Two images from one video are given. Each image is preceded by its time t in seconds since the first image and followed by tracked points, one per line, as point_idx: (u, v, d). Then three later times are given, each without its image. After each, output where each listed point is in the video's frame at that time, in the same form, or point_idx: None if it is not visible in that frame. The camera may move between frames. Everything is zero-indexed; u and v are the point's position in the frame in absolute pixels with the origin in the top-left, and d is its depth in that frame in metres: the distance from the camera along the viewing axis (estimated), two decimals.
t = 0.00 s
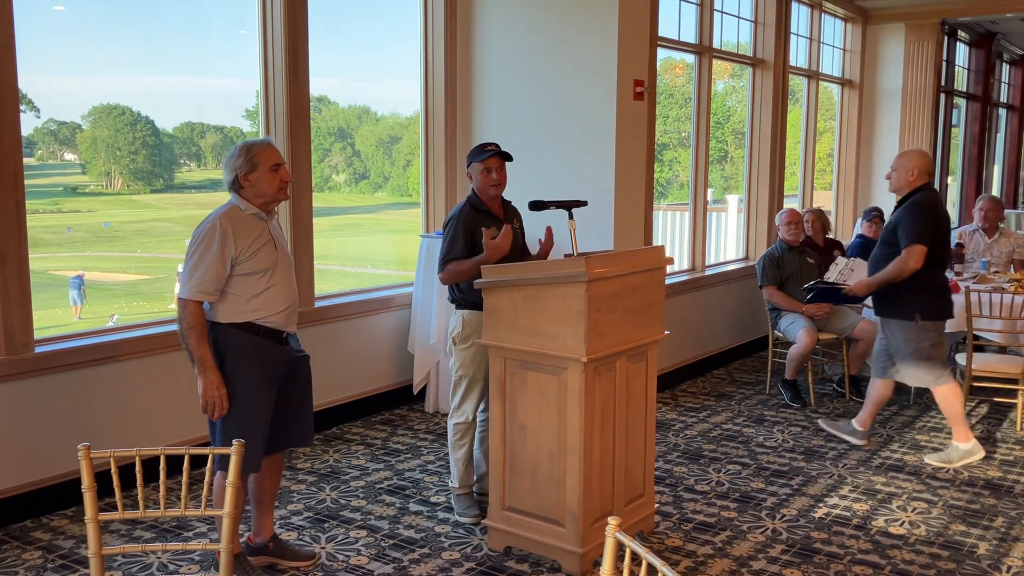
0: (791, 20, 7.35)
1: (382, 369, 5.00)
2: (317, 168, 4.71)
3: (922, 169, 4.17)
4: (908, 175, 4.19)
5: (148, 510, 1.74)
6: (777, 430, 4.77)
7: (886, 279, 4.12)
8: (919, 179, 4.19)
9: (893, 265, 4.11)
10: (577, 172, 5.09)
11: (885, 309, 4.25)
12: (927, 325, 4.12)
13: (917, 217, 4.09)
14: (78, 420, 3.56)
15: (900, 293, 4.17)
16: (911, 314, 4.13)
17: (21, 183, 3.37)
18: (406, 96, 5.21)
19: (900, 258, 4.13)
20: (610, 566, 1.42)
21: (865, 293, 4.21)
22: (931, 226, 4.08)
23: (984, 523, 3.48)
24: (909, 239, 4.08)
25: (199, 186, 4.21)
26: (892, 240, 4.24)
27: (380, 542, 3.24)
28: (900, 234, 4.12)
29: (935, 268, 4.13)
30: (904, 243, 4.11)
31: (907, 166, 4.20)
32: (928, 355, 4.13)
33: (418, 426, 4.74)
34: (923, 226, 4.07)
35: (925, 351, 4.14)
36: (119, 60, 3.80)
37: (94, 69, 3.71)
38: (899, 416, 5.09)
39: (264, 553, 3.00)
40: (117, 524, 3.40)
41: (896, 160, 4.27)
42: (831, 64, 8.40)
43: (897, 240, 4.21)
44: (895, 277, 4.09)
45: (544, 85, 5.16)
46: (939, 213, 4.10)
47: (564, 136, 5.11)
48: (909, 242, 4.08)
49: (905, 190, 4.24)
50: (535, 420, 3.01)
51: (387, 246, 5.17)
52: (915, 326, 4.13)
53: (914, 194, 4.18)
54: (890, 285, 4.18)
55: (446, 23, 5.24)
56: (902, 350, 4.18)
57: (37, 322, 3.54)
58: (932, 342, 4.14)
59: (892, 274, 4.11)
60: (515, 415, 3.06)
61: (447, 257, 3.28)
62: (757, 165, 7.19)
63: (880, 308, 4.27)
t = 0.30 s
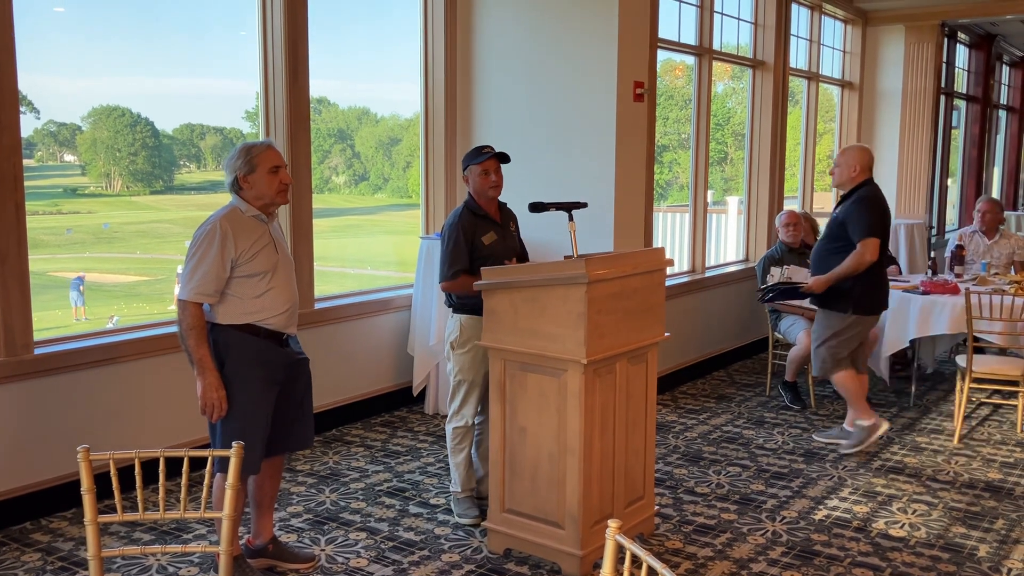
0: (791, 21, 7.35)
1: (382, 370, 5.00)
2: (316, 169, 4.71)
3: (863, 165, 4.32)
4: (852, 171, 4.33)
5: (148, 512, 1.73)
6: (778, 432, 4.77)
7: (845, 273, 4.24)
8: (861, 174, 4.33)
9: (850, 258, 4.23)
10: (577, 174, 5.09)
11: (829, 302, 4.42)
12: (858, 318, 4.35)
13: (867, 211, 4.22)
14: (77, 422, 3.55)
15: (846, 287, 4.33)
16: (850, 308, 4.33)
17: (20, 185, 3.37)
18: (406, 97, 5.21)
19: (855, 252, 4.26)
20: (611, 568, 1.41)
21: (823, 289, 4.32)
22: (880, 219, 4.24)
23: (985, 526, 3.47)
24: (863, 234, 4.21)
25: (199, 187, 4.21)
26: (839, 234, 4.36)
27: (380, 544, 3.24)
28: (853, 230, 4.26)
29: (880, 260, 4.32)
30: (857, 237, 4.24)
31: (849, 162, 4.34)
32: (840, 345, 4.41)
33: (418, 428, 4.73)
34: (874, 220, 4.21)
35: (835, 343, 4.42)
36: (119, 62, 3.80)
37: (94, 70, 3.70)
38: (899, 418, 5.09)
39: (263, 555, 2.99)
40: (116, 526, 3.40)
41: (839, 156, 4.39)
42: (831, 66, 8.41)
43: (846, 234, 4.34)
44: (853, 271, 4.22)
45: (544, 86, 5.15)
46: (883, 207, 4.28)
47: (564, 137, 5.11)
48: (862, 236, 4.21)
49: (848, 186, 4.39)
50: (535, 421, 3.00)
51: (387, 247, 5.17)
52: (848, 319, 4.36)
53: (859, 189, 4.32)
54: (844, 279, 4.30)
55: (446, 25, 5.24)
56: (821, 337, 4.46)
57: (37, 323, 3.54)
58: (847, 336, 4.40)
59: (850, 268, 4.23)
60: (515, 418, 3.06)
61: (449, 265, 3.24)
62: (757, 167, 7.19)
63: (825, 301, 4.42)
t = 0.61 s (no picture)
0: (792, 22, 7.36)
1: (382, 370, 5.00)
2: (317, 170, 4.71)
3: (808, 171, 4.29)
4: (796, 178, 4.31)
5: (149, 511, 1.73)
6: (778, 433, 4.77)
7: (796, 280, 4.25)
8: (806, 180, 4.32)
9: (801, 266, 4.24)
10: (578, 174, 5.09)
11: (775, 309, 4.42)
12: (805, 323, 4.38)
13: (815, 219, 4.23)
14: (78, 421, 3.55)
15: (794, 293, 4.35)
16: (799, 314, 4.36)
17: (21, 185, 3.37)
18: (407, 98, 5.21)
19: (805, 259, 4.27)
20: (610, 568, 1.41)
21: (774, 297, 4.32)
22: (827, 225, 4.25)
23: (985, 526, 3.47)
24: (812, 241, 4.22)
25: (200, 187, 4.21)
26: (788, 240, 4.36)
27: (380, 544, 3.24)
28: (801, 237, 4.26)
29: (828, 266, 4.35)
30: (806, 245, 4.24)
31: (794, 169, 4.31)
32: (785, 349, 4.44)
33: (418, 428, 4.73)
34: (823, 227, 4.22)
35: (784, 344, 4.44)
36: (120, 61, 3.80)
37: (95, 70, 3.71)
38: (900, 418, 5.09)
39: (264, 555, 2.99)
40: (117, 525, 3.40)
41: (783, 162, 4.36)
42: (831, 67, 8.41)
43: (793, 240, 4.35)
44: (804, 278, 4.24)
45: (545, 87, 5.16)
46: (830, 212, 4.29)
47: (565, 137, 5.11)
48: (811, 244, 4.22)
49: (793, 192, 4.37)
50: (535, 422, 3.00)
51: (387, 248, 5.17)
52: (796, 324, 4.38)
53: (805, 196, 4.31)
54: (794, 286, 4.31)
55: (447, 25, 5.24)
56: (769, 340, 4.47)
57: (38, 323, 3.54)
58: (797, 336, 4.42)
59: (802, 275, 4.25)
60: (515, 418, 3.06)
61: (448, 265, 3.25)
62: (757, 168, 7.19)
63: (772, 308, 4.42)
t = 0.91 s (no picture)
0: (794, 22, 7.37)
1: (383, 370, 5.00)
2: (319, 170, 4.72)
3: (752, 167, 4.32)
4: (740, 174, 4.34)
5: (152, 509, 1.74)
6: (779, 432, 4.77)
7: (738, 275, 4.24)
8: (750, 176, 4.34)
9: (743, 261, 4.24)
10: (579, 174, 5.10)
11: (722, 304, 4.41)
12: (755, 318, 4.36)
13: (759, 214, 4.24)
14: (80, 420, 3.56)
15: (739, 288, 4.34)
16: (748, 308, 4.34)
17: (24, 184, 3.38)
18: (409, 98, 5.22)
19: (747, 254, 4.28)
20: (611, 566, 1.42)
21: (715, 291, 4.32)
22: (771, 221, 4.27)
23: (985, 526, 3.48)
24: (755, 236, 4.24)
25: (202, 187, 4.22)
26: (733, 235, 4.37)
27: (381, 543, 3.25)
28: (745, 231, 4.28)
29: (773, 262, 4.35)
30: (750, 240, 4.26)
31: (739, 165, 4.34)
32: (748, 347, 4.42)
33: (420, 427, 4.74)
34: (767, 222, 4.24)
35: (747, 343, 4.40)
36: (123, 61, 3.81)
37: (97, 70, 3.72)
38: (901, 418, 5.09)
39: (265, 553, 3.00)
40: (119, 523, 3.41)
41: (730, 159, 4.39)
42: (833, 67, 8.41)
43: (737, 235, 4.36)
44: (745, 273, 4.23)
45: (546, 87, 5.17)
46: (775, 209, 4.31)
47: (566, 137, 5.12)
48: (754, 239, 4.24)
49: (739, 187, 4.40)
50: (536, 421, 3.01)
51: (389, 247, 5.18)
52: (746, 319, 4.36)
53: (751, 191, 4.33)
54: (736, 281, 4.31)
55: (449, 25, 5.25)
56: (728, 340, 4.43)
57: (40, 322, 3.56)
58: (757, 335, 4.39)
59: (743, 270, 4.24)
60: (516, 417, 3.06)
61: (451, 264, 3.25)
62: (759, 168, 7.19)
63: (718, 303, 4.41)
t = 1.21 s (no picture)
0: (797, 20, 7.35)
1: (385, 367, 5.00)
2: (321, 168, 4.71)
3: (706, 166, 4.36)
4: (695, 173, 4.37)
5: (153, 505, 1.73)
6: (782, 431, 4.76)
7: (695, 271, 4.27)
8: (705, 176, 4.39)
9: (701, 258, 4.27)
10: (582, 172, 5.09)
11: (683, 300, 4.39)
12: (720, 313, 4.35)
13: (717, 212, 4.29)
14: (82, 417, 3.55)
15: (700, 285, 4.34)
16: (714, 304, 4.33)
17: (26, 181, 3.38)
18: (411, 96, 5.22)
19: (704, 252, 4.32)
20: (614, 563, 1.41)
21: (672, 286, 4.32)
22: (728, 218, 4.33)
23: (989, 524, 3.46)
24: (713, 234, 4.28)
25: (203, 185, 4.22)
26: (690, 233, 4.41)
27: (383, 540, 3.24)
28: (704, 229, 4.31)
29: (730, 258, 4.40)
30: (708, 237, 4.30)
31: (693, 164, 4.37)
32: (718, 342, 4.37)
33: (422, 425, 4.73)
34: (724, 220, 4.29)
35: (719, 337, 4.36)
36: (125, 58, 3.81)
37: (99, 67, 3.71)
38: (904, 416, 5.08)
39: (267, 550, 3.00)
40: (120, 520, 3.40)
41: (685, 159, 4.42)
42: (836, 65, 8.39)
43: (696, 233, 4.40)
44: (703, 269, 4.26)
45: (549, 84, 5.16)
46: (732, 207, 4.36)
47: (569, 135, 5.11)
48: (713, 236, 4.28)
49: (694, 186, 4.43)
50: (538, 418, 3.00)
51: (391, 245, 5.17)
52: (711, 315, 4.34)
53: (707, 191, 4.37)
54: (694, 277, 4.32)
55: (451, 23, 5.25)
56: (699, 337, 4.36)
57: (42, 320, 3.55)
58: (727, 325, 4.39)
59: (700, 267, 4.27)
60: (518, 414, 3.05)
61: (454, 262, 3.24)
62: (762, 167, 7.18)
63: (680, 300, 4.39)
